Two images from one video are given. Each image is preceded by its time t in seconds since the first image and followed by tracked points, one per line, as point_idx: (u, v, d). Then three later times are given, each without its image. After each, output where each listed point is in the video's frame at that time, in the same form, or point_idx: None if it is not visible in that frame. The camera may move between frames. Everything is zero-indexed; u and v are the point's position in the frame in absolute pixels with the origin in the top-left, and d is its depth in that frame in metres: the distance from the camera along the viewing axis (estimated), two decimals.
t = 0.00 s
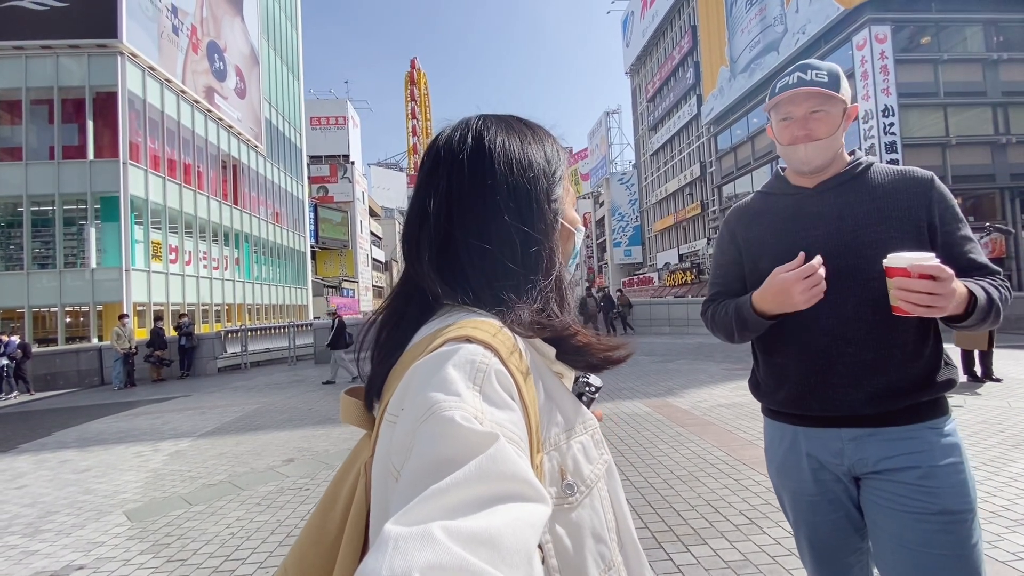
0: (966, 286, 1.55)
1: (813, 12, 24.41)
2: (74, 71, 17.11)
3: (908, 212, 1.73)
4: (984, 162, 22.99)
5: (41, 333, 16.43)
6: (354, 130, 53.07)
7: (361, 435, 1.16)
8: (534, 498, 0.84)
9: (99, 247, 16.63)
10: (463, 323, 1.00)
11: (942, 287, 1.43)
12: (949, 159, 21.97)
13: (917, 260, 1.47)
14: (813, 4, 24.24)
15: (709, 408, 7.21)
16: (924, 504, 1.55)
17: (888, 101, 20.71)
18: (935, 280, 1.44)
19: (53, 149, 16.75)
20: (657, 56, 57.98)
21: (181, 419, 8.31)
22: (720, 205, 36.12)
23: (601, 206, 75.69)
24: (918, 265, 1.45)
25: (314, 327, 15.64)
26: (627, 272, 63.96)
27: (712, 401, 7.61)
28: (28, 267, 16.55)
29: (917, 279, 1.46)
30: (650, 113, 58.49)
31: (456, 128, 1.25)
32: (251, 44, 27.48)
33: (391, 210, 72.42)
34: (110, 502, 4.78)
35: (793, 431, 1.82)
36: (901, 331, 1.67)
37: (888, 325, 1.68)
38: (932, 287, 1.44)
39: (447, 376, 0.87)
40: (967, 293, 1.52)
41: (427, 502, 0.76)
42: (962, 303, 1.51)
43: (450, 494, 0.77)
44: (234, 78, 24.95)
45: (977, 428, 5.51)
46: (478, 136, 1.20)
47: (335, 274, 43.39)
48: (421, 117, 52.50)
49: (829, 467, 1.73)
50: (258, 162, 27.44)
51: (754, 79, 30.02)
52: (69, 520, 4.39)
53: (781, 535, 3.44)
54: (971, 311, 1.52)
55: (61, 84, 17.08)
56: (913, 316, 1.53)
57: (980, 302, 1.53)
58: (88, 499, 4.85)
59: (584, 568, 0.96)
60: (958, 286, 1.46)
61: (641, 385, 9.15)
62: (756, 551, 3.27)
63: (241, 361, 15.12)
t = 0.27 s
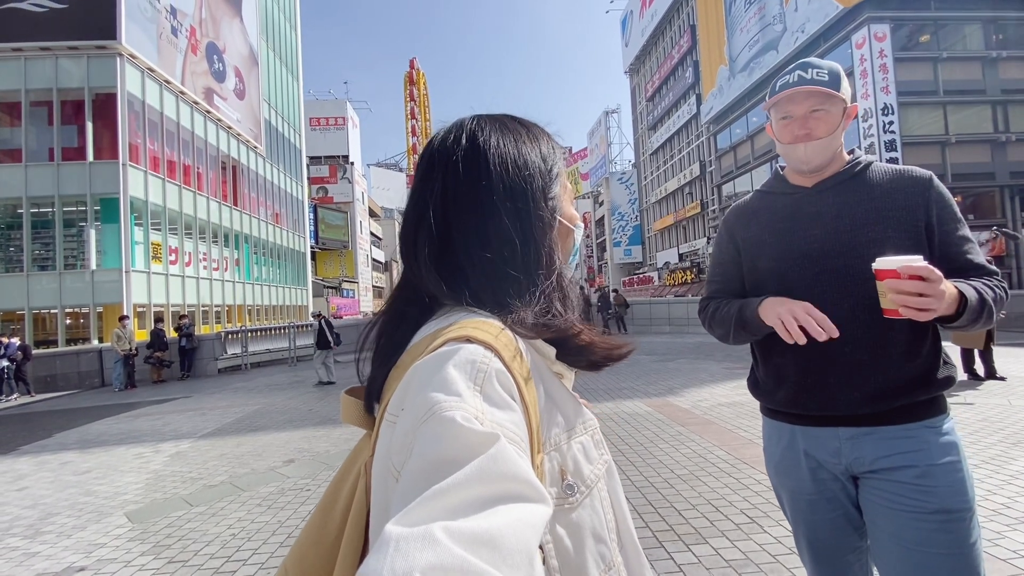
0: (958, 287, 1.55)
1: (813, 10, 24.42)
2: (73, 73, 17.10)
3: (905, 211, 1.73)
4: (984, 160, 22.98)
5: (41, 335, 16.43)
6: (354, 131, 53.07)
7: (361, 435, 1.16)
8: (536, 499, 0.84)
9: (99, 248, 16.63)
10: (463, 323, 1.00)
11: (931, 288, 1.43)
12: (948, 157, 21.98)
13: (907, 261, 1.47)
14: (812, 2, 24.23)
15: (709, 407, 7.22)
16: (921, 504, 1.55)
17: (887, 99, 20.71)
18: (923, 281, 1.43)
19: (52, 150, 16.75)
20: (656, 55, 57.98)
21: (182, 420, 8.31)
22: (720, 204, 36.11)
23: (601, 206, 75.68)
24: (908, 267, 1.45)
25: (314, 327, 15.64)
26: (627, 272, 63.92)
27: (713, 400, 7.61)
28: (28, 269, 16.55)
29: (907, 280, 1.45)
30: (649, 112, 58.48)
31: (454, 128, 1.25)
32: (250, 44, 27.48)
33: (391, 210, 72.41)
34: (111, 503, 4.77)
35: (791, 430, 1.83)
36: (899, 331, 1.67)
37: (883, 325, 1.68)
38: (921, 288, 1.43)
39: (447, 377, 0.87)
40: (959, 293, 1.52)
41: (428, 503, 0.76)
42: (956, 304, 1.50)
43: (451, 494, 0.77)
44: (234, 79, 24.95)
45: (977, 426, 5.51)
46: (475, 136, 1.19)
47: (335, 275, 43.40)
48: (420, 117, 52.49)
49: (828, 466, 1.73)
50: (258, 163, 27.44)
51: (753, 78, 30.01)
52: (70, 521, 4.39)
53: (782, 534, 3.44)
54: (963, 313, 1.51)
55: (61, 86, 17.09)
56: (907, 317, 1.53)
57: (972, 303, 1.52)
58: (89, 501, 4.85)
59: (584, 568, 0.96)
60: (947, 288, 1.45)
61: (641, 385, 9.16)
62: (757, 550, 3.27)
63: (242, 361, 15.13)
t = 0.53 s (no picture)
0: (961, 285, 1.55)
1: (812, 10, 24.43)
2: (73, 73, 17.10)
3: (902, 211, 1.73)
4: (983, 158, 22.99)
5: (41, 336, 16.43)
6: (353, 131, 53.08)
7: (359, 435, 1.16)
8: (531, 502, 0.84)
9: (99, 249, 16.64)
10: (461, 324, 0.99)
11: (942, 286, 1.43)
12: (948, 156, 22.00)
13: (919, 258, 1.47)
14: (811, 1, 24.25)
15: (709, 407, 7.22)
16: (919, 502, 1.55)
17: (887, 98, 20.48)
18: (936, 282, 1.43)
19: (51, 151, 16.76)
20: (656, 55, 57.99)
21: (183, 421, 8.32)
22: (720, 204, 36.11)
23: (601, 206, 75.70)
24: (921, 264, 1.45)
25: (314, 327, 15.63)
26: (627, 271, 63.91)
27: (713, 399, 7.61)
28: (28, 270, 16.54)
29: (920, 278, 1.45)
30: (649, 111, 58.50)
31: (451, 129, 1.25)
32: (249, 45, 27.49)
33: (391, 210, 72.39)
34: (111, 503, 4.78)
35: (790, 430, 1.83)
36: (896, 330, 1.67)
37: (880, 324, 1.69)
38: (933, 285, 1.43)
39: (443, 378, 0.87)
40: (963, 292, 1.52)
41: (422, 505, 0.76)
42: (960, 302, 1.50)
43: (446, 497, 0.77)
44: (233, 79, 24.95)
45: (977, 425, 5.51)
46: (471, 137, 1.19)
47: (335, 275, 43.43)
48: (420, 117, 52.44)
49: (826, 466, 1.73)
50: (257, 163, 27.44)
51: (752, 77, 30.02)
52: (70, 522, 4.39)
53: (782, 533, 3.44)
54: (968, 311, 1.51)
55: (60, 87, 17.10)
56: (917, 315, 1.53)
57: (976, 301, 1.52)
58: (90, 501, 4.86)
59: (580, 570, 0.96)
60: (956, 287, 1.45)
61: (641, 384, 9.17)
62: (757, 549, 3.27)
63: (242, 362, 15.14)
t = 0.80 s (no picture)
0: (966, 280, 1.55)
1: (813, 9, 24.46)
2: (74, 73, 17.11)
3: (900, 210, 1.73)
4: (984, 158, 22.96)
5: (43, 335, 16.44)
6: (354, 131, 53.11)
7: (361, 433, 1.16)
8: (534, 500, 0.84)
9: (100, 248, 16.65)
10: (465, 322, 1.00)
11: (952, 277, 1.43)
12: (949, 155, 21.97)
13: (928, 249, 1.48)
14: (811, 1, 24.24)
15: (710, 406, 7.22)
16: (921, 502, 1.55)
17: (888, 97, 20.82)
18: (945, 274, 1.43)
19: (52, 151, 16.78)
20: (657, 54, 57.97)
21: (184, 420, 8.32)
22: (721, 203, 36.10)
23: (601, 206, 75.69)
24: (931, 253, 1.45)
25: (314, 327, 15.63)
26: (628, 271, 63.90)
27: (713, 399, 7.61)
28: (29, 269, 16.55)
29: (930, 268, 1.45)
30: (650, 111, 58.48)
31: (457, 128, 1.25)
32: (250, 44, 27.52)
33: (391, 210, 72.42)
34: (113, 502, 4.79)
35: (790, 430, 1.82)
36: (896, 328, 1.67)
37: (880, 323, 1.68)
38: (943, 276, 1.43)
39: (448, 376, 0.87)
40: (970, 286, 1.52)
41: (424, 502, 0.76)
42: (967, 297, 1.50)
43: (449, 494, 0.77)
44: (234, 79, 24.98)
45: (979, 425, 5.51)
46: (476, 137, 1.20)
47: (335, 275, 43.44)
48: (420, 117, 52.48)
49: (827, 466, 1.73)
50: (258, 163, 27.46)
51: (753, 77, 29.99)
52: (72, 521, 4.40)
53: (783, 533, 3.44)
54: (974, 306, 1.51)
55: (61, 86, 17.11)
56: (924, 308, 1.53)
57: (981, 296, 1.52)
58: (91, 501, 4.86)
59: (583, 568, 0.96)
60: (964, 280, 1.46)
61: (642, 384, 9.16)
62: (758, 549, 3.27)
63: (242, 361, 15.15)
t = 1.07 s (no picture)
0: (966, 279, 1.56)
1: (815, 8, 24.43)
2: (77, 72, 17.13)
3: (898, 211, 1.74)
4: (987, 158, 22.92)
5: (45, 334, 16.47)
6: (356, 130, 53.14)
7: (363, 432, 1.17)
8: (537, 499, 0.85)
9: (103, 247, 16.69)
10: (466, 321, 1.01)
11: (951, 275, 1.43)
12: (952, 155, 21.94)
13: (925, 247, 1.49)
14: None
15: (711, 406, 7.22)
16: (917, 501, 1.56)
17: (890, 96, 20.74)
18: (944, 272, 1.44)
19: (55, 149, 16.81)
20: (658, 54, 57.92)
21: (185, 419, 8.34)
22: (722, 202, 36.06)
23: (603, 205, 75.67)
24: (928, 251, 1.46)
25: (316, 326, 15.64)
26: (629, 270, 63.82)
27: (714, 399, 7.62)
28: (31, 268, 16.58)
29: (927, 265, 1.46)
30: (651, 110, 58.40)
31: (464, 126, 1.26)
32: (252, 44, 27.55)
33: (393, 210, 72.50)
34: (115, 501, 4.81)
35: (788, 430, 1.83)
36: (893, 327, 1.68)
37: (877, 324, 1.69)
38: (942, 274, 1.43)
39: (450, 374, 0.88)
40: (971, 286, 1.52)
41: (425, 504, 0.77)
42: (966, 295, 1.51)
43: (451, 493, 0.78)
44: (236, 78, 25.02)
45: (981, 426, 5.51)
46: (481, 136, 1.20)
47: (336, 274, 43.46)
48: (422, 116, 52.50)
49: (822, 466, 1.74)
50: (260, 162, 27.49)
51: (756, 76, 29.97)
52: (74, 519, 4.42)
53: (784, 532, 3.44)
54: (971, 305, 1.52)
55: (63, 85, 17.11)
56: (922, 305, 1.54)
57: (979, 295, 1.53)
58: (93, 499, 4.88)
59: (585, 567, 0.97)
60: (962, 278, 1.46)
61: (643, 384, 9.17)
62: (758, 549, 3.28)
63: (244, 360, 15.17)
